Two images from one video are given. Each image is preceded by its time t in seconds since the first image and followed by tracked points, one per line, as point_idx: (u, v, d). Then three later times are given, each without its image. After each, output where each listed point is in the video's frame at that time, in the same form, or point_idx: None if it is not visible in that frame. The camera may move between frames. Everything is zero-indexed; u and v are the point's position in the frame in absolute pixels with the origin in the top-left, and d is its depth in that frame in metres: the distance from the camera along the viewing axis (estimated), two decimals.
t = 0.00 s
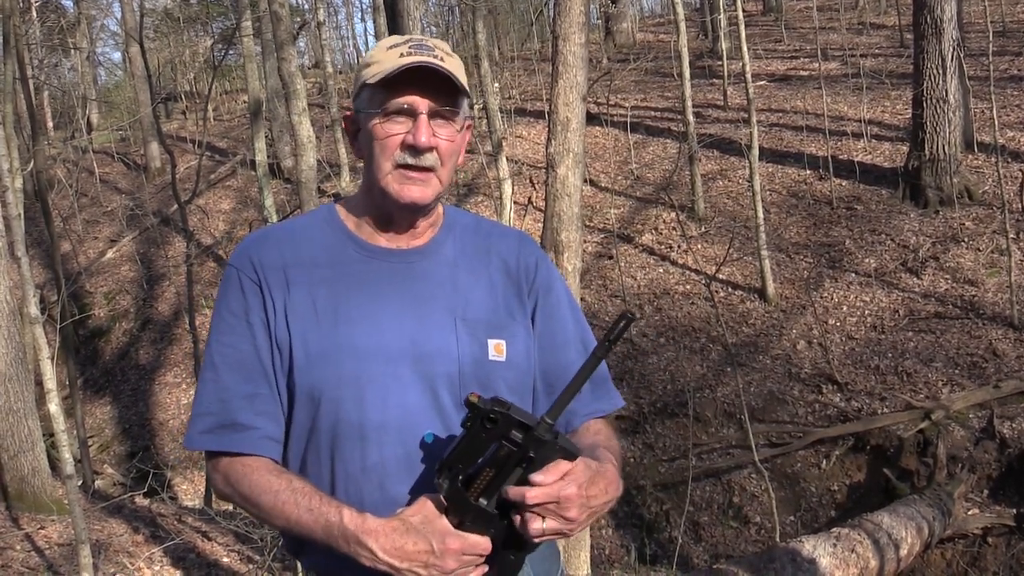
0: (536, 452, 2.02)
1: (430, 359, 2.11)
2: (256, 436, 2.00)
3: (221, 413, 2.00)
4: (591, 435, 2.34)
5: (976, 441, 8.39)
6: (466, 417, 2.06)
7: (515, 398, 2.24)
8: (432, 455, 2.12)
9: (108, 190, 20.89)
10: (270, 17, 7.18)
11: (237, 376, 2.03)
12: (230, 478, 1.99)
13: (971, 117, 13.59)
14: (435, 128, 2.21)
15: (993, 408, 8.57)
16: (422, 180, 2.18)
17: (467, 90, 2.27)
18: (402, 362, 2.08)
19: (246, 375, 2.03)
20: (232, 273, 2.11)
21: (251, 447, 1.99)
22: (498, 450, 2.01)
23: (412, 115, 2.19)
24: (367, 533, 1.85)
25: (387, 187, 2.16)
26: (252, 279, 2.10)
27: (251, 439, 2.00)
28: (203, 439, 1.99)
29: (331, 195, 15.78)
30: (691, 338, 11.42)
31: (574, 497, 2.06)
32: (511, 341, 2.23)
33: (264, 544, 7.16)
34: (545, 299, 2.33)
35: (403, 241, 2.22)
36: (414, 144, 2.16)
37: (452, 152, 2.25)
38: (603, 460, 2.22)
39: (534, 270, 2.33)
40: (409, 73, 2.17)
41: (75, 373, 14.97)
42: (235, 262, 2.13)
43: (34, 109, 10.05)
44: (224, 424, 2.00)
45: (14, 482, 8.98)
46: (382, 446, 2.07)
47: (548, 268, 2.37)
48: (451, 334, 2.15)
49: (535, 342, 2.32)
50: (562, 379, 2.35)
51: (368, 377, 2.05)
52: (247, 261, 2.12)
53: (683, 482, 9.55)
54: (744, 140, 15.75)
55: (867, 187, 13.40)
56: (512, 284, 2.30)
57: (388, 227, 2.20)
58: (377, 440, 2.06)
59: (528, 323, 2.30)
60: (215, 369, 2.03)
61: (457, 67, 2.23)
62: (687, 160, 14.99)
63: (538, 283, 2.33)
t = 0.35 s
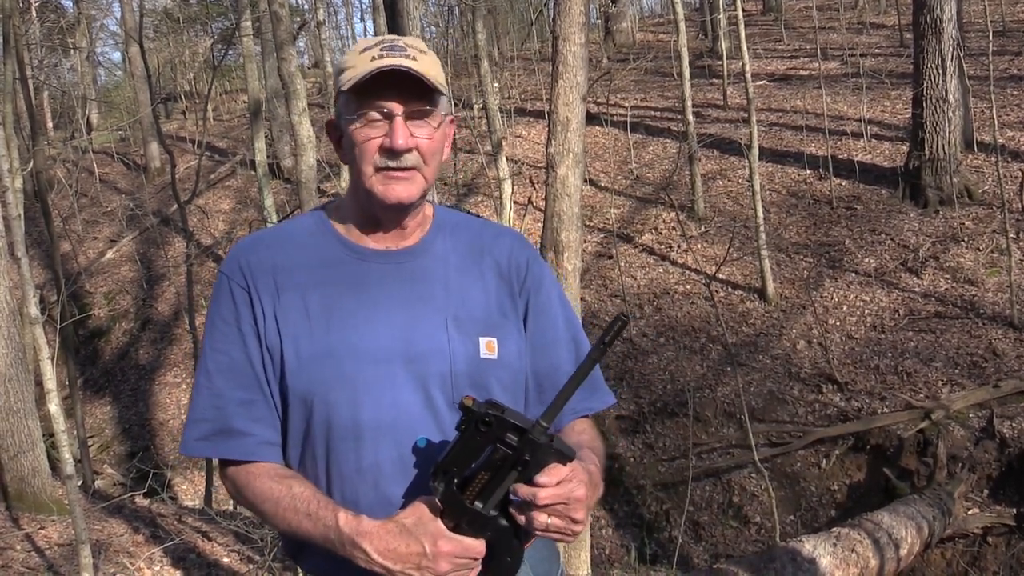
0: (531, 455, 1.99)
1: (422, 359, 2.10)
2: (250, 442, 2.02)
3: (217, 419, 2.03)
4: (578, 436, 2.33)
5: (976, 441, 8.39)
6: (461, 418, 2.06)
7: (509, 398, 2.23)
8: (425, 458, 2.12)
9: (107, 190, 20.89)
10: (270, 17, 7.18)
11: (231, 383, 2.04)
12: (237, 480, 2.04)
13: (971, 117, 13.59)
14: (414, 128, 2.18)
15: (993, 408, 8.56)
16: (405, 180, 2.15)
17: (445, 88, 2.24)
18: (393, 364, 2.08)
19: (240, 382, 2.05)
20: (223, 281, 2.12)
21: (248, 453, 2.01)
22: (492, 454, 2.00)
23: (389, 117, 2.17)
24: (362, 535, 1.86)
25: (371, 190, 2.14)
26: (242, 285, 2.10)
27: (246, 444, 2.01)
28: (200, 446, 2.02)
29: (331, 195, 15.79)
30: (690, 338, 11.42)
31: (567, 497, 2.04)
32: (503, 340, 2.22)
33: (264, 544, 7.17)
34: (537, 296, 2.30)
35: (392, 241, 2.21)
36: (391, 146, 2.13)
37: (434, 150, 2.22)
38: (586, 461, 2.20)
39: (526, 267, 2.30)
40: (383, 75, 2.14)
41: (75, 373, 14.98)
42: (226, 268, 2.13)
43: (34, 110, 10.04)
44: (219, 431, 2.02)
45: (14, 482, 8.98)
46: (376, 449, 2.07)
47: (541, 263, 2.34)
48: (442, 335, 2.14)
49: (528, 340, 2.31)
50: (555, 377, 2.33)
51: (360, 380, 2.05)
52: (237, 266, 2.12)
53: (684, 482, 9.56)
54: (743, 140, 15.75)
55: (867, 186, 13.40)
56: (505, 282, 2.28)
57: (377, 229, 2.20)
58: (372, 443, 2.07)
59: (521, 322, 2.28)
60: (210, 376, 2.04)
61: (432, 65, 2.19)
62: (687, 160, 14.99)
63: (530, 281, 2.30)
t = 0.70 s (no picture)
0: (528, 447, 1.96)
1: (422, 357, 2.10)
2: (250, 442, 2.02)
3: (217, 419, 2.03)
4: (583, 427, 2.31)
5: (976, 441, 8.38)
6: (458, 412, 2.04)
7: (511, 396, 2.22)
8: (423, 457, 2.11)
9: (107, 190, 20.90)
10: (269, 17, 7.17)
11: (232, 382, 2.05)
12: (236, 479, 2.04)
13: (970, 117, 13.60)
14: (374, 120, 2.14)
15: (993, 409, 8.56)
16: (374, 175, 2.12)
17: (402, 71, 2.16)
18: (393, 362, 2.08)
19: (241, 383, 2.05)
20: (223, 281, 2.13)
21: (247, 453, 2.01)
22: (490, 446, 1.97)
23: (342, 116, 2.14)
24: (359, 533, 1.85)
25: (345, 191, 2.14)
26: (243, 286, 2.12)
27: (245, 444, 2.01)
28: (200, 446, 2.02)
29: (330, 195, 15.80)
30: (690, 338, 11.42)
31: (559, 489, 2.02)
32: (505, 338, 2.21)
33: (264, 544, 7.16)
34: (540, 292, 2.28)
35: (388, 238, 2.19)
36: (348, 144, 2.11)
37: (402, 135, 2.16)
38: (586, 454, 2.16)
39: (528, 263, 2.28)
40: (328, 76, 2.11)
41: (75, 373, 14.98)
42: (226, 268, 2.15)
43: (34, 110, 10.03)
44: (218, 431, 2.02)
45: (13, 482, 8.97)
46: (378, 448, 2.07)
47: (543, 258, 2.32)
48: (444, 333, 2.13)
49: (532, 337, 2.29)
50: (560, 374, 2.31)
51: (360, 378, 2.05)
52: (238, 267, 2.13)
53: (683, 482, 9.56)
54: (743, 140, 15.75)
55: (867, 187, 13.40)
56: (507, 279, 2.26)
57: (371, 222, 2.17)
58: (372, 440, 2.06)
59: (524, 320, 2.27)
60: (211, 377, 2.05)
61: (381, 51, 2.13)
62: (687, 160, 14.99)
63: (533, 276, 2.27)
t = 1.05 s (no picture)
0: (549, 478, 1.94)
1: (428, 355, 2.10)
2: (256, 440, 2.02)
3: (222, 417, 2.03)
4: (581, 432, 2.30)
5: (975, 441, 8.38)
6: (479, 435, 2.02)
7: (516, 395, 2.22)
8: (429, 457, 2.12)
9: (106, 190, 20.90)
10: (269, 17, 7.16)
11: (237, 380, 2.05)
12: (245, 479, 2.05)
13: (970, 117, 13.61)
14: (380, 121, 2.15)
15: (993, 408, 8.56)
16: (382, 177, 2.13)
17: (407, 68, 2.16)
18: (399, 361, 2.08)
19: (247, 381, 2.05)
20: (228, 278, 2.13)
21: (254, 452, 2.01)
22: (510, 474, 1.94)
23: (348, 118, 2.14)
24: (369, 547, 1.87)
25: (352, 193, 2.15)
26: (247, 283, 2.11)
27: (252, 443, 2.02)
28: (207, 445, 2.03)
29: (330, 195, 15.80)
30: (690, 338, 11.43)
31: (592, 523, 2.08)
32: (511, 338, 2.20)
33: (264, 545, 7.17)
34: (547, 292, 2.27)
35: (394, 239, 2.18)
36: (353, 147, 2.12)
37: (408, 135, 2.17)
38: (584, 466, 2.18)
39: (534, 263, 2.27)
40: (334, 77, 2.11)
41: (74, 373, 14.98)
42: (231, 264, 2.15)
43: (34, 111, 10.04)
44: (225, 429, 2.02)
45: (13, 483, 8.97)
46: (383, 445, 2.07)
47: (551, 258, 2.31)
48: (450, 331, 2.13)
49: (538, 337, 2.28)
50: (565, 373, 2.30)
51: (366, 376, 2.05)
52: (243, 264, 2.13)
53: (683, 482, 9.57)
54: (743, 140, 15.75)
55: (867, 186, 13.41)
56: (513, 278, 2.25)
57: (377, 223, 2.17)
58: (377, 437, 2.06)
59: (530, 319, 2.26)
60: (216, 374, 2.05)
61: (387, 50, 2.14)
62: (687, 160, 14.99)
63: (539, 277, 2.26)
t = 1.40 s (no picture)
0: (565, 486, 2.02)
1: (435, 357, 2.10)
2: (267, 443, 2.03)
3: (230, 422, 2.03)
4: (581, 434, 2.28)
5: (975, 440, 8.38)
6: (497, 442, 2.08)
7: (523, 396, 2.22)
8: (438, 460, 2.12)
9: (106, 190, 20.89)
10: (269, 17, 7.15)
11: (246, 383, 2.04)
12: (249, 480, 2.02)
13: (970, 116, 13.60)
14: (392, 130, 2.14)
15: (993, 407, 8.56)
16: (388, 185, 2.12)
17: (427, 81, 2.16)
18: (408, 364, 2.08)
19: (256, 384, 2.05)
20: (235, 281, 2.12)
21: (262, 456, 2.01)
22: (526, 482, 2.03)
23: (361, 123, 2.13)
24: (354, 544, 1.82)
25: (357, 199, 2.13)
26: (254, 285, 2.11)
27: (261, 446, 2.01)
28: (217, 450, 2.01)
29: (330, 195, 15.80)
30: (689, 337, 11.43)
31: (610, 531, 2.08)
32: (518, 340, 2.20)
33: (264, 544, 7.17)
34: (552, 293, 2.27)
35: (402, 244, 2.19)
36: (361, 152, 2.11)
37: (418, 148, 2.16)
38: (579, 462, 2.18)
39: (540, 263, 2.27)
40: (351, 81, 2.10)
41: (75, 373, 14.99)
42: (238, 268, 2.14)
43: (34, 110, 10.04)
44: (234, 433, 2.02)
45: (13, 482, 8.97)
46: (391, 448, 2.06)
47: (556, 258, 2.31)
48: (457, 334, 2.13)
49: (543, 337, 2.28)
50: (569, 374, 2.30)
51: (374, 377, 2.05)
52: (249, 267, 2.12)
53: (683, 481, 9.58)
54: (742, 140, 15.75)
55: (867, 186, 13.42)
56: (519, 279, 2.25)
57: (386, 228, 2.17)
58: (385, 439, 2.06)
59: (536, 319, 2.26)
60: (225, 378, 2.04)
61: (408, 60, 2.13)
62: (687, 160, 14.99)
63: (545, 278, 2.26)
